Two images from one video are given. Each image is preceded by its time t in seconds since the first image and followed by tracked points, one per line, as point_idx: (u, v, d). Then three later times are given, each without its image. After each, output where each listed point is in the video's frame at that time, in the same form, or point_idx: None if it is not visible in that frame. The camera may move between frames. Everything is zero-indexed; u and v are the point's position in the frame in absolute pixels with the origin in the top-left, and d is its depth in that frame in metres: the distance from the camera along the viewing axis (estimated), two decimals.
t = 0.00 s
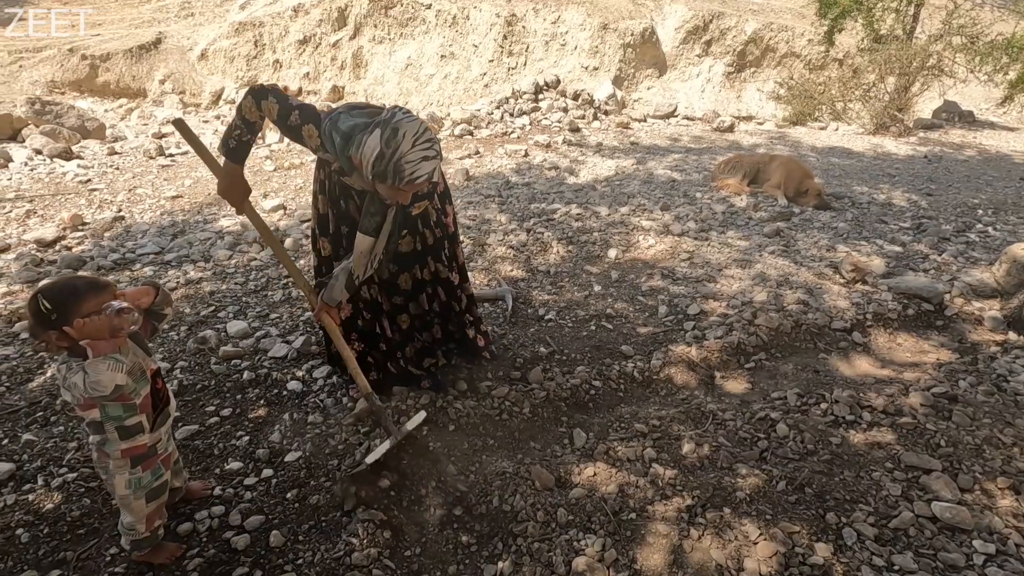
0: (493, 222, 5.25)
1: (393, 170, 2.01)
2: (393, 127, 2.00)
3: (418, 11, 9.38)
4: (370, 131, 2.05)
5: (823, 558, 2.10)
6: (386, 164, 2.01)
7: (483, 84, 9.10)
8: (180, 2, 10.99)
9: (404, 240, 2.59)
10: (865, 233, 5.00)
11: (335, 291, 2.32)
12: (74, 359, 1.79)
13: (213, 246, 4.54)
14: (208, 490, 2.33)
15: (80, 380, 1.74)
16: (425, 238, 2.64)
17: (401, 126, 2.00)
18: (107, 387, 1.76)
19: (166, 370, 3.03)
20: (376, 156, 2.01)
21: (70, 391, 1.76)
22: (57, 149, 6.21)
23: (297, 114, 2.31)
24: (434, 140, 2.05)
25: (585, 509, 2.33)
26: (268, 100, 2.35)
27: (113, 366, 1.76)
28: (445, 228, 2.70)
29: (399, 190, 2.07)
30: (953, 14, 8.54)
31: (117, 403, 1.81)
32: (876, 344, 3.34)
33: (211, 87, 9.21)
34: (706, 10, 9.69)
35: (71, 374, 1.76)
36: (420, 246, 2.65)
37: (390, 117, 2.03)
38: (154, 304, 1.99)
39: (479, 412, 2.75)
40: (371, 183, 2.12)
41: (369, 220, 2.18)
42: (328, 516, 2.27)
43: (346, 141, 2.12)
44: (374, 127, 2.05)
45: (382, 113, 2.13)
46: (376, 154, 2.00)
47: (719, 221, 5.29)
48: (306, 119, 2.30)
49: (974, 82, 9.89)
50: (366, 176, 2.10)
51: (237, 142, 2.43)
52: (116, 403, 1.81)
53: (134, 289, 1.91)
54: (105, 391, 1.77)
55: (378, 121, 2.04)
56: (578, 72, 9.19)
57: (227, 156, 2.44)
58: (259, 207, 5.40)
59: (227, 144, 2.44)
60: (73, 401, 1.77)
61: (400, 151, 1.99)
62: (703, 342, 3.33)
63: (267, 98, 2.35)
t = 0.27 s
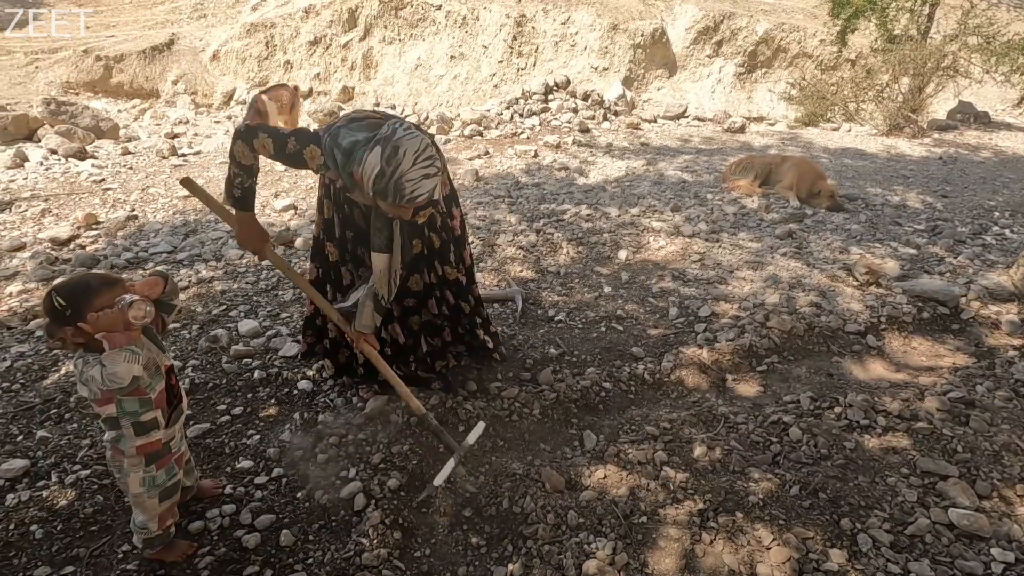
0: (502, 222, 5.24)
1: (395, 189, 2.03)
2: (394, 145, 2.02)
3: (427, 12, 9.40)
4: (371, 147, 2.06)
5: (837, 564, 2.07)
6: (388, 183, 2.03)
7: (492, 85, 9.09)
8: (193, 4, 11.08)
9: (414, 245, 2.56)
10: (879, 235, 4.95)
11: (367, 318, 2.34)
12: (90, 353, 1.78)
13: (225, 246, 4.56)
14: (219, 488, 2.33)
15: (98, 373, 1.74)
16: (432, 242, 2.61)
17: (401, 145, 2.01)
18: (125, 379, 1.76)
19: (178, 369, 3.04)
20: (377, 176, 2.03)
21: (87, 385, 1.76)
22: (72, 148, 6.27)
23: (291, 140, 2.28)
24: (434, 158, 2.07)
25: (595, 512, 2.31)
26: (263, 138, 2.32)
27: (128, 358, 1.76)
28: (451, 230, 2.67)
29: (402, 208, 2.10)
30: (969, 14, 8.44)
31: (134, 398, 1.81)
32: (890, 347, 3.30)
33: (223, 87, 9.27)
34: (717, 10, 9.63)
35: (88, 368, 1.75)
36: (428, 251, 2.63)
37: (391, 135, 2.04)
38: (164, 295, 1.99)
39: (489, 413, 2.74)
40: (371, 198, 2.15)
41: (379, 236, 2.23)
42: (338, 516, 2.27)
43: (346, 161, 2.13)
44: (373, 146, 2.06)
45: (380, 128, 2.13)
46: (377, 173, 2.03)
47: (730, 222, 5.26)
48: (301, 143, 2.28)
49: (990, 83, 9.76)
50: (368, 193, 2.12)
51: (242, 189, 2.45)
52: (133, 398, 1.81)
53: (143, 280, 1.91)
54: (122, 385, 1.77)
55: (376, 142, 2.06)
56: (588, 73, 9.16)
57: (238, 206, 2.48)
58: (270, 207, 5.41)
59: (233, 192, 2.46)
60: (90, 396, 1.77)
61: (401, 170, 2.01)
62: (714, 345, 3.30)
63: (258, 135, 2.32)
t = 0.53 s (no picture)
0: (512, 223, 5.23)
1: (386, 198, 1.98)
2: (384, 154, 1.96)
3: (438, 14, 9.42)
4: (360, 155, 2.00)
5: (850, 571, 2.04)
6: (379, 192, 1.98)
7: (502, 86, 9.09)
8: (206, 6, 11.18)
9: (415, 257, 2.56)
10: (892, 237, 4.89)
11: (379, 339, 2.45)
12: (101, 346, 1.79)
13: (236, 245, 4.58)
14: (229, 486, 2.34)
15: (110, 365, 1.75)
16: (431, 253, 2.62)
17: (391, 154, 1.96)
18: (137, 371, 1.76)
19: (189, 367, 3.05)
20: (367, 185, 1.97)
21: (99, 378, 1.76)
22: (87, 149, 6.34)
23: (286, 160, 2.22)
24: (425, 165, 2.01)
25: (604, 515, 2.29)
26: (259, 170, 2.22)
27: (136, 349, 1.76)
28: (454, 241, 2.67)
29: (394, 214, 2.05)
30: (985, 15, 8.33)
31: (145, 391, 1.82)
32: (904, 351, 3.26)
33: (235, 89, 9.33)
34: (729, 12, 9.58)
35: (99, 361, 1.76)
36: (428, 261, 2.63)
37: (380, 143, 1.98)
38: (172, 288, 2.00)
39: (496, 415, 2.73)
40: (364, 206, 2.10)
41: (370, 246, 2.30)
42: (346, 515, 2.26)
43: (335, 170, 2.08)
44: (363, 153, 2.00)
45: (371, 134, 2.07)
46: (368, 182, 1.97)
47: (741, 224, 5.22)
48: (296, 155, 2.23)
49: (1006, 84, 9.64)
50: (359, 201, 2.07)
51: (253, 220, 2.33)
52: (144, 390, 1.82)
53: (150, 273, 1.92)
54: (133, 378, 1.78)
55: (365, 149, 1.99)
56: (598, 75, 9.14)
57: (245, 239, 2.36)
58: (281, 207, 5.44)
59: (242, 227, 2.35)
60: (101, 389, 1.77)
61: (392, 179, 1.96)
62: (725, 347, 3.27)
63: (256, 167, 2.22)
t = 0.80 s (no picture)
0: (523, 225, 5.24)
1: (435, 153, 1.99)
2: (433, 111, 1.97)
3: (448, 16, 9.46)
4: (408, 117, 2.00)
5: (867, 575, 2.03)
6: (428, 149, 1.98)
7: (512, 88, 9.11)
8: (220, 9, 11.29)
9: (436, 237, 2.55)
10: (907, 240, 4.85)
11: (366, 279, 2.32)
12: (125, 342, 1.81)
13: (251, 245, 4.62)
14: (247, 483, 2.36)
15: (134, 361, 1.77)
16: (453, 235, 2.60)
17: (443, 110, 1.97)
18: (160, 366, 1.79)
19: (206, 365, 3.08)
20: (416, 140, 1.98)
21: (122, 373, 1.79)
22: (105, 150, 6.41)
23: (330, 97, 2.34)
24: (473, 123, 2.02)
25: (619, 516, 2.29)
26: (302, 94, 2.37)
27: (162, 342, 1.79)
28: (473, 224, 2.65)
29: (440, 172, 2.04)
30: (1001, 16, 8.25)
31: (166, 387, 1.84)
32: (920, 355, 3.24)
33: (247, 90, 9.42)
34: (740, 14, 9.55)
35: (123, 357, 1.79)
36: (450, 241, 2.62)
37: (427, 102, 1.98)
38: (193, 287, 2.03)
39: (510, 414, 2.74)
40: (407, 167, 2.09)
41: (396, 203, 2.14)
42: (362, 512, 2.28)
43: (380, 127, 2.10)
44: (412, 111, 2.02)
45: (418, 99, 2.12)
46: (417, 140, 1.98)
47: (754, 227, 5.20)
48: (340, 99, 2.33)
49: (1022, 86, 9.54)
50: (401, 160, 2.06)
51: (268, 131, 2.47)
52: (166, 386, 1.84)
53: (172, 272, 1.95)
54: (155, 373, 1.80)
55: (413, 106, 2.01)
56: (608, 77, 9.13)
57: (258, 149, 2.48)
58: (295, 208, 5.47)
59: (258, 133, 2.48)
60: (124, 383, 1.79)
61: (443, 135, 1.97)
62: (739, 349, 3.26)
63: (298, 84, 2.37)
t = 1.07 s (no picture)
0: (536, 228, 5.28)
1: (485, 162, 2.07)
2: (482, 122, 2.03)
3: (459, 20, 9.53)
4: (456, 129, 2.06)
5: None
6: (478, 159, 2.06)
7: (522, 91, 9.16)
8: (232, 12, 11.44)
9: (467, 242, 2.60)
10: (920, 246, 4.86)
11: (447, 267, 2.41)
12: (159, 346, 1.86)
13: (267, 248, 4.69)
14: (270, 482, 2.41)
15: (169, 364, 1.83)
16: (483, 238, 2.66)
17: (490, 122, 2.04)
18: (192, 368, 1.84)
19: (227, 366, 3.15)
20: (466, 152, 2.05)
21: (159, 375, 1.84)
22: (123, 153, 6.52)
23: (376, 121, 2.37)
24: (518, 131, 2.11)
25: (634, 517, 2.33)
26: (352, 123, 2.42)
27: (197, 346, 1.85)
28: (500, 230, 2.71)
29: (490, 179, 2.14)
30: (1014, 19, 8.21)
31: (199, 390, 1.89)
32: (933, 361, 3.25)
33: (260, 93, 9.54)
34: (750, 17, 9.56)
35: (159, 360, 1.84)
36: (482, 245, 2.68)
37: (474, 113, 2.04)
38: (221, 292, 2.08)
39: (526, 416, 2.78)
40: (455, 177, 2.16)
41: (449, 210, 2.22)
42: (382, 511, 2.33)
43: (428, 141, 2.15)
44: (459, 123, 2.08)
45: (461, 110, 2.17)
46: (467, 151, 2.04)
47: (765, 231, 5.21)
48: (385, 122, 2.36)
49: None
50: (450, 171, 2.13)
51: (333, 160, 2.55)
52: (199, 389, 1.89)
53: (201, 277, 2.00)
54: (189, 376, 1.85)
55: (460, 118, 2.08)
56: (618, 80, 9.16)
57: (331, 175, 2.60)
58: (310, 211, 5.55)
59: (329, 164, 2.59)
60: (160, 385, 1.84)
61: (492, 145, 2.05)
62: (751, 354, 3.28)
63: (349, 116, 2.43)
